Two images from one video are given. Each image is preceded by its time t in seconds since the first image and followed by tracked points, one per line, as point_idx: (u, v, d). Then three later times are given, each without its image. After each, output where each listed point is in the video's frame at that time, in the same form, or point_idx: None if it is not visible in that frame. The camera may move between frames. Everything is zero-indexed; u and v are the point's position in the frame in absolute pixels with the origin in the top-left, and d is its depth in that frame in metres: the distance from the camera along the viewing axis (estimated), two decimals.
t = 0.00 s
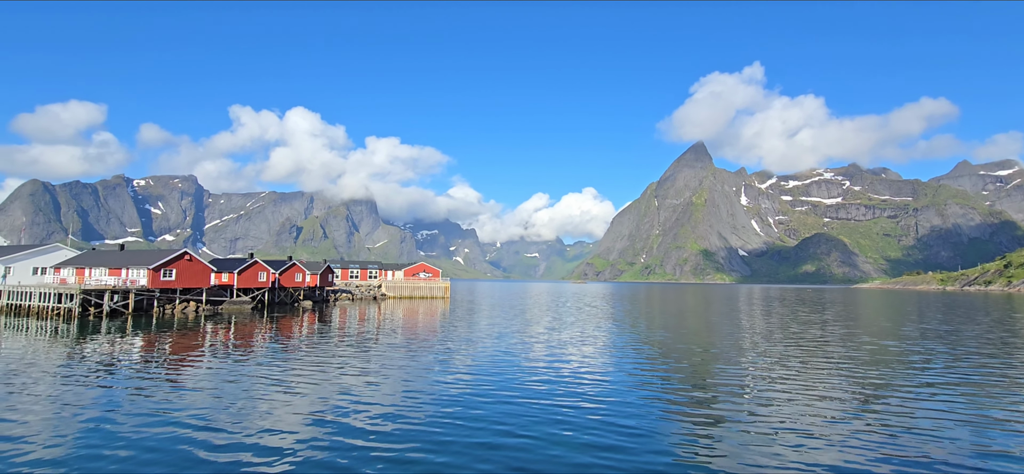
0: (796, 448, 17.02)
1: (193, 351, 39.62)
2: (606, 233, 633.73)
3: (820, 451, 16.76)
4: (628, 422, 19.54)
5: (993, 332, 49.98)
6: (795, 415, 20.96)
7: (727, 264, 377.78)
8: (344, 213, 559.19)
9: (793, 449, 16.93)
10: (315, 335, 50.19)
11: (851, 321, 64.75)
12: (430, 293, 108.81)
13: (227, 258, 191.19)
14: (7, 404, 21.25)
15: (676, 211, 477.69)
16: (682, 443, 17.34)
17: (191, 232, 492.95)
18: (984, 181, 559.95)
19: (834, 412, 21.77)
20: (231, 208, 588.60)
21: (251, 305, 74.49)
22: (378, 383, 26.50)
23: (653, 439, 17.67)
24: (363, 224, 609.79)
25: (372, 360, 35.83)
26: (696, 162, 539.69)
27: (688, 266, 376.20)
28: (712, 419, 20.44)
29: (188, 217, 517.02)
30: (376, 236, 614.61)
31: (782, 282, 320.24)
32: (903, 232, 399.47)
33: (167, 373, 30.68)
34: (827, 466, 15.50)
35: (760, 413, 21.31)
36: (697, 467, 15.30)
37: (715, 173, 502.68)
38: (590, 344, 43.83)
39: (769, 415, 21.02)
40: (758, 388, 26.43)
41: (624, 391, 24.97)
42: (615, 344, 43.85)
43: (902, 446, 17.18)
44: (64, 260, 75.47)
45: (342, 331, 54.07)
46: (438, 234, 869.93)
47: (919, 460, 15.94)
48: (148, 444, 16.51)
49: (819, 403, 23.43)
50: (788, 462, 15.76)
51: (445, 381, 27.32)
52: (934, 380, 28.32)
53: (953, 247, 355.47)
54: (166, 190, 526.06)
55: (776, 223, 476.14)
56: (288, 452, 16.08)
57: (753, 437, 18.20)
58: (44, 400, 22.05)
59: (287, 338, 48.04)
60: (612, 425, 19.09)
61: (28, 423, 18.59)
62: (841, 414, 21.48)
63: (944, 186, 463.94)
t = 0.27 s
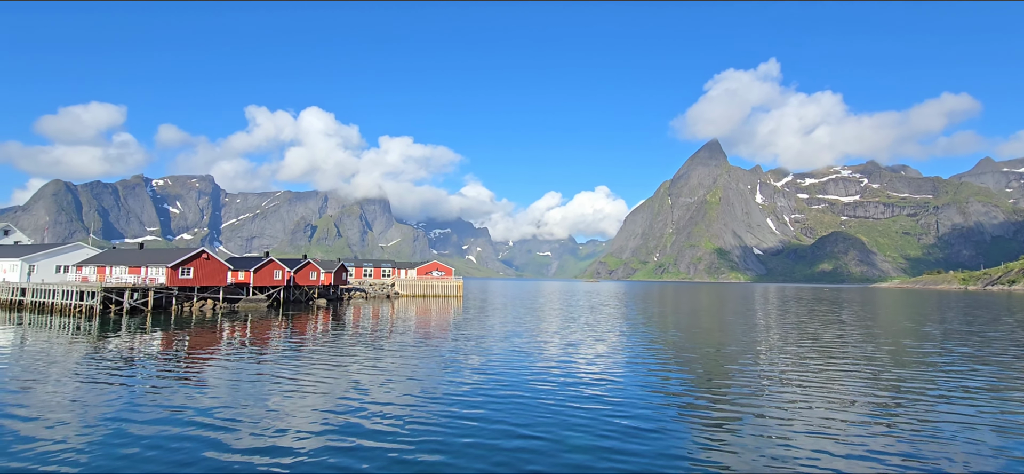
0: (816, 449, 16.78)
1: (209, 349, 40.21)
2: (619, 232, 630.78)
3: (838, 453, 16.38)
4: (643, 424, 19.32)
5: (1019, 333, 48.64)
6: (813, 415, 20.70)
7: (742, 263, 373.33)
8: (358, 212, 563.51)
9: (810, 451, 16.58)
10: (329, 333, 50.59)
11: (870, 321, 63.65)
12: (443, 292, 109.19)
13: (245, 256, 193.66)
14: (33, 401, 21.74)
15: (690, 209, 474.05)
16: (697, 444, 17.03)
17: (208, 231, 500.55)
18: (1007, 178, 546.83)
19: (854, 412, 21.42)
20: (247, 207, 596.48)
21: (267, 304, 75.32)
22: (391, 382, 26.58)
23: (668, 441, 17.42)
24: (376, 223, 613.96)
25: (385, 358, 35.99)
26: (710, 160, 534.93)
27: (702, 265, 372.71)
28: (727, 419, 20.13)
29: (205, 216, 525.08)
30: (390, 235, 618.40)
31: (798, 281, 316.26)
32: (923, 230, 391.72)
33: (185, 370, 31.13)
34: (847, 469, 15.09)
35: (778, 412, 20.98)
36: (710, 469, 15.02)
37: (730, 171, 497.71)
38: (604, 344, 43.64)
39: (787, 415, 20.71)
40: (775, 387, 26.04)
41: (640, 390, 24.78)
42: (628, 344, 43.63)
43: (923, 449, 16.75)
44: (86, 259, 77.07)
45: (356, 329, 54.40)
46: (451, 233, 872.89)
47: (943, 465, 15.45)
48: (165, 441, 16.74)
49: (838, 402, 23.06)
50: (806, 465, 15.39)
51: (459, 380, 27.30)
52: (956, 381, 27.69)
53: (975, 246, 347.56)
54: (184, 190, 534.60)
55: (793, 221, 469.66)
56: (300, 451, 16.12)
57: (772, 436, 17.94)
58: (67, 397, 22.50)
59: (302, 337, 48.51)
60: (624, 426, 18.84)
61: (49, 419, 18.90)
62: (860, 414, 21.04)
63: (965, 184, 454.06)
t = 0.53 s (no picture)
0: (834, 453, 16.70)
1: (226, 346, 40.95)
2: (632, 231, 627.72)
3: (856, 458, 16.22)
4: (654, 425, 19.39)
5: None
6: (829, 418, 20.57)
7: (756, 262, 368.83)
8: (371, 211, 567.37)
9: (827, 455, 16.44)
10: (342, 332, 51.25)
11: (889, 321, 62.73)
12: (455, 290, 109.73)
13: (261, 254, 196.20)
14: (57, 396, 22.40)
15: (703, 207, 470.39)
16: (712, 448, 16.97)
17: (224, 230, 507.41)
18: None
19: (872, 415, 21.27)
20: (262, 206, 603.66)
21: (282, 302, 76.40)
22: (404, 380, 26.94)
23: (680, 442, 17.52)
24: (389, 222, 617.51)
25: (397, 357, 36.33)
26: (724, 158, 530.26)
27: (716, 264, 369.33)
28: (742, 421, 20.02)
29: (221, 216, 532.37)
30: (402, 234, 621.63)
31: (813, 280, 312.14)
32: (943, 229, 384.06)
33: (203, 367, 31.77)
34: None
35: (795, 415, 20.88)
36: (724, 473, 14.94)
37: (744, 169, 492.80)
38: (617, 343, 43.61)
39: (804, 418, 20.58)
40: (791, 389, 25.89)
41: (654, 391, 24.81)
42: (641, 343, 43.57)
43: (945, 455, 16.53)
44: (106, 257, 78.80)
45: (369, 328, 55.09)
46: (463, 232, 875.08)
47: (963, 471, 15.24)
48: (185, 435, 17.20)
49: (855, 405, 22.88)
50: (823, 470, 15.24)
51: (471, 379, 27.57)
52: (977, 382, 27.34)
53: (997, 244, 339.79)
54: (200, 189, 542.70)
55: (808, 219, 463.69)
56: (315, 447, 16.44)
57: (790, 440, 17.87)
58: (89, 393, 23.16)
59: (316, 334, 49.17)
60: (635, 429, 18.76)
61: (74, 414, 19.51)
62: (877, 417, 20.88)
63: (987, 181, 444.42)
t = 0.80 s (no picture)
0: (850, 457, 16.49)
1: (240, 344, 41.53)
2: (644, 229, 624.57)
3: (873, 462, 15.95)
4: (665, 426, 19.11)
5: None
6: (845, 421, 20.32)
7: (771, 260, 364.94)
8: (383, 210, 571.19)
9: (843, 459, 16.21)
10: (355, 330, 51.68)
11: (907, 320, 61.75)
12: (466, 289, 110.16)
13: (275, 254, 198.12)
14: (76, 393, 22.88)
15: (716, 206, 466.85)
16: (726, 451, 16.73)
17: (239, 229, 513.49)
18: None
19: (889, 418, 20.92)
20: (275, 205, 610.09)
21: (295, 300, 77.28)
22: (414, 379, 27.10)
23: (690, 443, 17.31)
24: (401, 221, 620.87)
25: (408, 355, 36.56)
26: (736, 155, 525.64)
27: (729, 262, 366.04)
28: (757, 423, 19.73)
29: (236, 215, 538.80)
30: (414, 233, 624.70)
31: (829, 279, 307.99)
32: (962, 227, 377.30)
33: (218, 365, 32.32)
34: None
35: (811, 417, 20.65)
36: None
37: (758, 167, 488.14)
38: (628, 343, 43.37)
39: (820, 420, 20.32)
40: (806, 390, 25.58)
41: (665, 391, 24.64)
42: (652, 342, 43.40)
43: (967, 461, 16.16)
44: (124, 256, 80.34)
45: (381, 326, 55.51)
46: (475, 231, 877.50)
47: None
48: (197, 432, 17.50)
49: (874, 407, 22.51)
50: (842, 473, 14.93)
51: (481, 378, 27.65)
52: (999, 385, 26.82)
53: (1018, 243, 332.80)
54: (215, 189, 550.06)
55: (823, 218, 458.05)
56: (324, 445, 16.63)
57: (806, 442, 17.63)
58: (107, 390, 23.62)
59: (329, 332, 49.69)
60: (648, 431, 18.44)
61: (91, 410, 19.93)
62: (897, 420, 20.50)
63: (1008, 179, 435.48)
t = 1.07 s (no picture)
0: (867, 461, 16.08)
1: (253, 342, 41.92)
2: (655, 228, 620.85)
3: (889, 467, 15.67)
4: (676, 427, 18.98)
5: None
6: (860, 423, 20.03)
7: (784, 260, 360.90)
8: (393, 209, 573.95)
9: (858, 462, 15.96)
10: (366, 329, 52.00)
11: (923, 321, 60.64)
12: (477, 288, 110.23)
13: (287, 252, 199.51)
14: (89, 390, 23.06)
15: (728, 204, 462.60)
16: (738, 452, 16.54)
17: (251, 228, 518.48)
18: None
19: (907, 420, 20.54)
20: (287, 205, 615.12)
21: (307, 299, 77.80)
22: (424, 378, 27.11)
23: (702, 445, 17.14)
24: (411, 220, 623.07)
25: (419, 354, 36.62)
26: (749, 153, 520.41)
27: (741, 261, 362.53)
28: (769, 424, 19.51)
29: (249, 214, 544.22)
30: (424, 232, 626.62)
31: (843, 279, 304.01)
32: (981, 225, 370.21)
33: (231, 363, 32.56)
34: None
35: (825, 419, 20.37)
36: None
37: (770, 165, 483.08)
38: (639, 342, 43.10)
39: (834, 422, 20.05)
40: (821, 392, 25.23)
41: (675, 392, 24.37)
42: (664, 342, 43.07)
43: (987, 465, 15.81)
44: (139, 255, 81.42)
45: (392, 325, 55.72)
46: (485, 230, 878.58)
47: None
48: (206, 431, 17.48)
49: (890, 409, 22.14)
50: None
51: (491, 377, 27.61)
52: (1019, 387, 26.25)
53: None
54: (229, 189, 555.99)
55: (837, 216, 452.34)
56: (332, 446, 16.55)
57: (820, 446, 17.24)
58: (121, 387, 23.87)
59: (341, 331, 50.04)
60: (660, 433, 18.28)
61: (105, 407, 20.10)
62: (914, 423, 20.15)
63: None
